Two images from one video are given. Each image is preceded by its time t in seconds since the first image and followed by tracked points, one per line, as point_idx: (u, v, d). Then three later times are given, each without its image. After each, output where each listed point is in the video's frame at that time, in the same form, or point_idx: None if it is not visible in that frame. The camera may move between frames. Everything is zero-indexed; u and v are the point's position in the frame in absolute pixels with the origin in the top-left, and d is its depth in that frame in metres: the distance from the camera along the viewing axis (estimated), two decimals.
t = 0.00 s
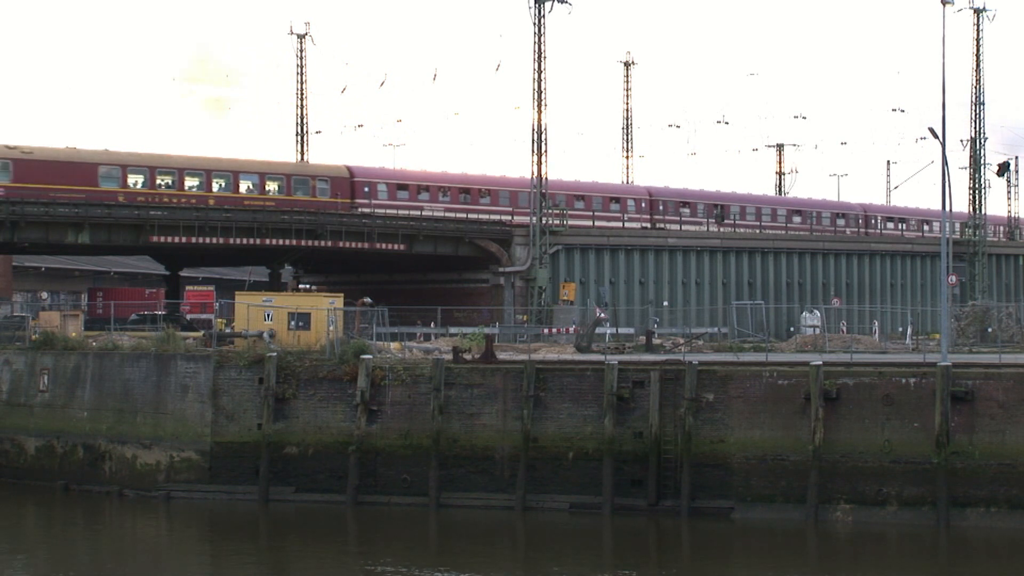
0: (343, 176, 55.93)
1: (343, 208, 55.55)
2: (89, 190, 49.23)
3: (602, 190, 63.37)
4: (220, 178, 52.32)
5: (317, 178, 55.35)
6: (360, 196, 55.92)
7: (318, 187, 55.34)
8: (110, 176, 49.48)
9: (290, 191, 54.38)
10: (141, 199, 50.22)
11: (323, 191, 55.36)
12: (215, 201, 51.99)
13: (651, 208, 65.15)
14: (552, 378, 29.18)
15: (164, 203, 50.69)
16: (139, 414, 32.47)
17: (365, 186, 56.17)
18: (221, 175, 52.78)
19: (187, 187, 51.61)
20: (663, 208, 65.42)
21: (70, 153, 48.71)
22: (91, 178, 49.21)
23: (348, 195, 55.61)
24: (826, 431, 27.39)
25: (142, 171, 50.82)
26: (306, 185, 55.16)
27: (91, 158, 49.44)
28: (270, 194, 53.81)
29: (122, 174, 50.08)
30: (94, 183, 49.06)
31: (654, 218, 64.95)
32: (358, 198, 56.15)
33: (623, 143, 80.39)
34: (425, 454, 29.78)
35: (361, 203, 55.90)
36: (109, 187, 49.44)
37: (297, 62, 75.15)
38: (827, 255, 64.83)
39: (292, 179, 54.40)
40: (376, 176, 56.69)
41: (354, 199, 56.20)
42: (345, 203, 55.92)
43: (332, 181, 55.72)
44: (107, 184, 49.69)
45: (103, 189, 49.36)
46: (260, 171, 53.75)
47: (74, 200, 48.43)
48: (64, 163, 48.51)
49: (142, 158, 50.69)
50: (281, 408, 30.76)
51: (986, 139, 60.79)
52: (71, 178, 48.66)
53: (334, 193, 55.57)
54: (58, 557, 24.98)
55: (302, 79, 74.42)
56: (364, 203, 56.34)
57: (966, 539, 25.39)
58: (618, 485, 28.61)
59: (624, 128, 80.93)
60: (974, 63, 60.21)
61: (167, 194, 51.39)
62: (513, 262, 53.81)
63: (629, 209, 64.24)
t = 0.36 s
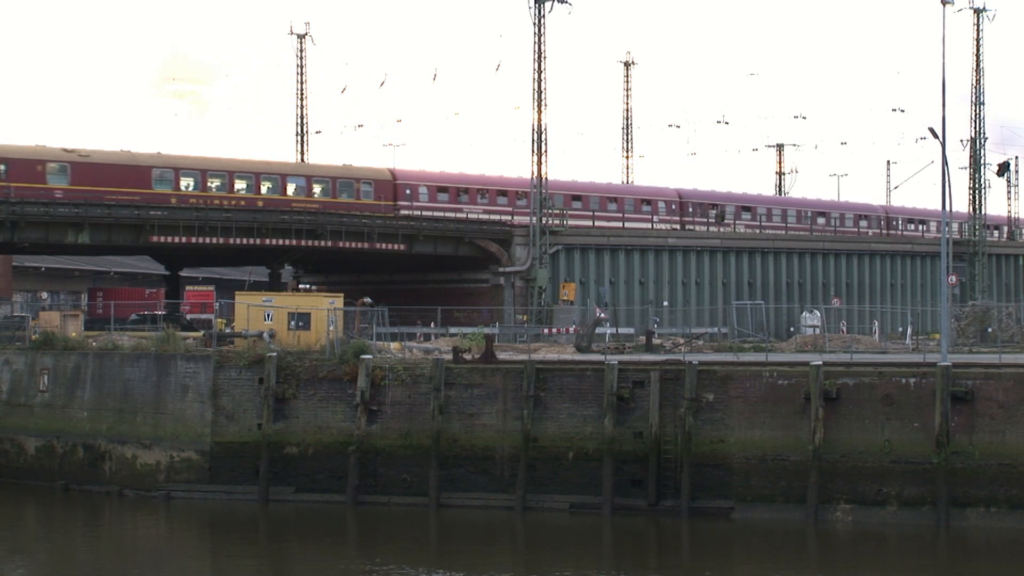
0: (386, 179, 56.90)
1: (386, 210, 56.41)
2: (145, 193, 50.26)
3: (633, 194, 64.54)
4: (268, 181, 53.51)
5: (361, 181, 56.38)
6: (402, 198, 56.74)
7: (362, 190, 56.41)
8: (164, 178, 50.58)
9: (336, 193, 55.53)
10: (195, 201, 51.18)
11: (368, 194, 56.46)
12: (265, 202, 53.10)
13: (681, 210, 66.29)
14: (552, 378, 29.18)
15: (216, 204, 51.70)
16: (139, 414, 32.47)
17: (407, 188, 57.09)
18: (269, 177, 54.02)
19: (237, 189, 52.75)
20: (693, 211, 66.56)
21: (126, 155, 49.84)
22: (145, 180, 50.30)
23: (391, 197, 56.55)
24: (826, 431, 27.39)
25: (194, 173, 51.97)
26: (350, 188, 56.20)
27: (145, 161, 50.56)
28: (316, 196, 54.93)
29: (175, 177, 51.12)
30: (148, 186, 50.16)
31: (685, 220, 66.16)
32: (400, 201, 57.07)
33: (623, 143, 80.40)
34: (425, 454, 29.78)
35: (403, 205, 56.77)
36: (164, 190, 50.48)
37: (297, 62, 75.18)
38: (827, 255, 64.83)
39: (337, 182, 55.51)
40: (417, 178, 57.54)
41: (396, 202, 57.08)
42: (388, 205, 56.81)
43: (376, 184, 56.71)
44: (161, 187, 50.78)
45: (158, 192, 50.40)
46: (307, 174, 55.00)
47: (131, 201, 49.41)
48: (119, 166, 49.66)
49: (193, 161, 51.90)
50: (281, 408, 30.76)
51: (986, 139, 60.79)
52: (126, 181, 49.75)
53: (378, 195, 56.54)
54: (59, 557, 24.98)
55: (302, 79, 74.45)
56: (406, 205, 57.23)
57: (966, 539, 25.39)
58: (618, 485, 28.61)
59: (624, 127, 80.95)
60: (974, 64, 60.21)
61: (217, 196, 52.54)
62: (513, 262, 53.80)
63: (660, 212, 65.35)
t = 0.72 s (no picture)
0: (428, 181, 57.92)
1: (427, 212, 57.50)
2: (196, 194, 51.41)
3: (664, 195, 65.91)
4: (315, 183, 54.83)
5: (404, 184, 57.44)
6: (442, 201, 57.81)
7: (405, 193, 57.45)
8: (214, 180, 51.78)
9: (380, 196, 56.65)
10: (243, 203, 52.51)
11: (410, 196, 57.57)
12: (310, 205, 54.43)
13: (710, 212, 67.72)
14: (552, 378, 29.18)
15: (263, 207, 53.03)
16: (139, 414, 32.46)
17: (447, 191, 58.08)
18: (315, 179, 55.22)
19: (284, 191, 54.07)
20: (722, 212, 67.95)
21: (179, 158, 51.04)
22: (197, 183, 51.43)
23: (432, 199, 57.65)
24: (826, 431, 27.39)
25: (242, 176, 53.18)
26: (393, 191, 57.31)
27: (197, 164, 51.73)
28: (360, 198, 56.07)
29: (225, 179, 52.35)
30: (200, 188, 51.31)
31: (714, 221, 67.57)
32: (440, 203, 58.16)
33: (623, 143, 80.43)
34: (425, 454, 29.78)
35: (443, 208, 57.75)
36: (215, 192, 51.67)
37: (297, 62, 75.21)
38: (827, 255, 64.83)
39: (380, 184, 56.69)
40: (457, 181, 58.44)
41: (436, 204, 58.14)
42: (429, 207, 57.92)
43: (417, 186, 57.77)
44: (213, 189, 51.96)
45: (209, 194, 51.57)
46: (351, 177, 56.12)
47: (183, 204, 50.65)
48: (172, 169, 50.82)
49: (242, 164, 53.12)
50: (280, 408, 30.76)
51: (986, 139, 60.78)
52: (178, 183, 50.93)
53: (419, 197, 57.59)
54: (59, 557, 24.98)
55: (302, 79, 74.47)
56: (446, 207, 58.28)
57: (966, 539, 25.39)
58: (618, 485, 28.60)
59: (624, 127, 80.96)
60: (974, 64, 60.21)
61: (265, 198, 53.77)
62: (513, 262, 53.80)
63: (690, 213, 66.79)
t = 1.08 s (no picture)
0: (467, 183, 58.69)
1: (467, 214, 58.19)
2: (245, 197, 52.47)
3: (693, 198, 67.12)
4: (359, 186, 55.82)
5: (444, 187, 58.21)
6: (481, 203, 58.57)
7: (446, 195, 58.13)
8: (263, 182, 52.81)
9: (421, 197, 57.39)
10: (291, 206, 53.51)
11: (450, 199, 58.25)
12: (355, 207, 55.30)
13: (738, 214, 69.24)
14: (552, 378, 29.18)
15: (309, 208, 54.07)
16: (139, 414, 32.46)
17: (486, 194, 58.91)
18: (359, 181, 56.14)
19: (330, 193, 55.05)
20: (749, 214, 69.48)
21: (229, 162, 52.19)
22: (246, 185, 52.51)
23: (472, 201, 58.30)
24: (826, 431, 27.39)
25: (291, 177, 54.31)
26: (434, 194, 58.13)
27: (245, 167, 52.85)
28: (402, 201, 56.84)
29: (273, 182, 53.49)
30: (249, 191, 52.38)
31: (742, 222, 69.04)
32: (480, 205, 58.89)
33: (623, 143, 80.45)
34: (425, 454, 29.79)
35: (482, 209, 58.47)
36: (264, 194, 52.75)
37: (297, 62, 75.24)
38: (827, 255, 64.83)
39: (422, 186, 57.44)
40: (496, 183, 59.21)
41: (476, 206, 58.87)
42: (469, 209, 58.55)
43: (457, 188, 58.54)
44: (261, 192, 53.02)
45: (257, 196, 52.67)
46: (394, 180, 56.92)
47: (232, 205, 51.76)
48: (223, 171, 51.90)
49: (289, 167, 54.11)
50: (281, 408, 30.76)
51: (986, 139, 60.78)
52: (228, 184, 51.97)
53: (459, 200, 58.23)
54: (60, 557, 24.99)
55: (302, 79, 74.50)
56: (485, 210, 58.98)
57: (965, 539, 25.40)
58: (618, 485, 28.61)
59: (624, 127, 80.97)
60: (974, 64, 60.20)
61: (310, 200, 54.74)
62: (513, 262, 53.79)
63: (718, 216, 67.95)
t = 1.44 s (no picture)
0: (505, 185, 59.02)
1: (505, 217, 58.56)
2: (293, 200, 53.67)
3: (723, 200, 68.69)
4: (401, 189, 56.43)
5: (483, 189, 58.65)
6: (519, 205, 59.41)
7: (484, 198, 58.52)
8: (310, 185, 54.02)
9: (461, 200, 57.89)
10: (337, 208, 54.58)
11: (490, 200, 58.68)
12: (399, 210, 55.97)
13: (765, 216, 70.53)
14: (552, 378, 29.18)
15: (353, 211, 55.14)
16: (139, 414, 32.46)
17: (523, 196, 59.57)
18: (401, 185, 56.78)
19: (374, 197, 55.90)
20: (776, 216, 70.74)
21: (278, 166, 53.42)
22: (294, 188, 53.76)
23: (509, 203, 58.64)
24: (826, 431, 27.39)
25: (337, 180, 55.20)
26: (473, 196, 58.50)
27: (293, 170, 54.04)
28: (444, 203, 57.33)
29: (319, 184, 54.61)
30: (297, 193, 53.59)
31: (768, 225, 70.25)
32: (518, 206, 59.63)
33: (623, 143, 80.46)
34: (425, 454, 29.79)
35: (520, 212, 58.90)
36: (310, 197, 53.90)
37: (297, 62, 75.25)
38: (827, 255, 64.83)
39: (462, 188, 57.81)
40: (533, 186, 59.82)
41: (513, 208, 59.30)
42: (507, 212, 58.90)
43: (496, 191, 58.89)
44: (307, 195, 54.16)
45: (304, 198, 53.90)
46: (436, 182, 57.50)
47: (280, 208, 53.01)
48: (273, 175, 53.21)
49: (334, 170, 55.19)
50: (280, 408, 30.76)
51: (986, 139, 60.78)
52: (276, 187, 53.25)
53: (498, 202, 58.55)
54: (60, 557, 24.98)
55: (302, 79, 74.51)
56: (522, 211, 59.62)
57: (966, 539, 25.40)
58: (618, 485, 28.61)
59: (624, 127, 80.97)
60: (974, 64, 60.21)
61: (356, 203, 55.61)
62: (513, 262, 53.78)
63: (746, 217, 69.58)
